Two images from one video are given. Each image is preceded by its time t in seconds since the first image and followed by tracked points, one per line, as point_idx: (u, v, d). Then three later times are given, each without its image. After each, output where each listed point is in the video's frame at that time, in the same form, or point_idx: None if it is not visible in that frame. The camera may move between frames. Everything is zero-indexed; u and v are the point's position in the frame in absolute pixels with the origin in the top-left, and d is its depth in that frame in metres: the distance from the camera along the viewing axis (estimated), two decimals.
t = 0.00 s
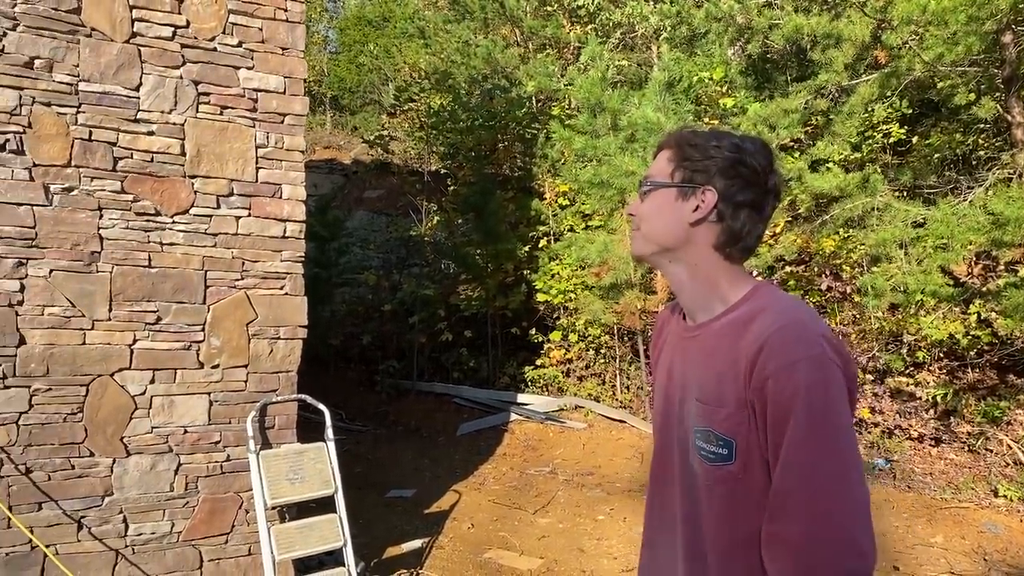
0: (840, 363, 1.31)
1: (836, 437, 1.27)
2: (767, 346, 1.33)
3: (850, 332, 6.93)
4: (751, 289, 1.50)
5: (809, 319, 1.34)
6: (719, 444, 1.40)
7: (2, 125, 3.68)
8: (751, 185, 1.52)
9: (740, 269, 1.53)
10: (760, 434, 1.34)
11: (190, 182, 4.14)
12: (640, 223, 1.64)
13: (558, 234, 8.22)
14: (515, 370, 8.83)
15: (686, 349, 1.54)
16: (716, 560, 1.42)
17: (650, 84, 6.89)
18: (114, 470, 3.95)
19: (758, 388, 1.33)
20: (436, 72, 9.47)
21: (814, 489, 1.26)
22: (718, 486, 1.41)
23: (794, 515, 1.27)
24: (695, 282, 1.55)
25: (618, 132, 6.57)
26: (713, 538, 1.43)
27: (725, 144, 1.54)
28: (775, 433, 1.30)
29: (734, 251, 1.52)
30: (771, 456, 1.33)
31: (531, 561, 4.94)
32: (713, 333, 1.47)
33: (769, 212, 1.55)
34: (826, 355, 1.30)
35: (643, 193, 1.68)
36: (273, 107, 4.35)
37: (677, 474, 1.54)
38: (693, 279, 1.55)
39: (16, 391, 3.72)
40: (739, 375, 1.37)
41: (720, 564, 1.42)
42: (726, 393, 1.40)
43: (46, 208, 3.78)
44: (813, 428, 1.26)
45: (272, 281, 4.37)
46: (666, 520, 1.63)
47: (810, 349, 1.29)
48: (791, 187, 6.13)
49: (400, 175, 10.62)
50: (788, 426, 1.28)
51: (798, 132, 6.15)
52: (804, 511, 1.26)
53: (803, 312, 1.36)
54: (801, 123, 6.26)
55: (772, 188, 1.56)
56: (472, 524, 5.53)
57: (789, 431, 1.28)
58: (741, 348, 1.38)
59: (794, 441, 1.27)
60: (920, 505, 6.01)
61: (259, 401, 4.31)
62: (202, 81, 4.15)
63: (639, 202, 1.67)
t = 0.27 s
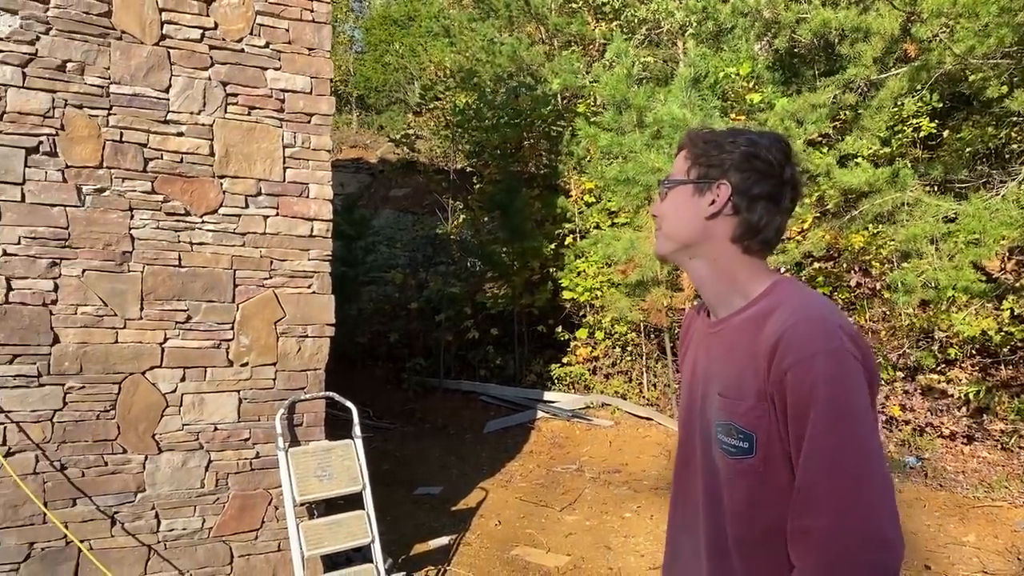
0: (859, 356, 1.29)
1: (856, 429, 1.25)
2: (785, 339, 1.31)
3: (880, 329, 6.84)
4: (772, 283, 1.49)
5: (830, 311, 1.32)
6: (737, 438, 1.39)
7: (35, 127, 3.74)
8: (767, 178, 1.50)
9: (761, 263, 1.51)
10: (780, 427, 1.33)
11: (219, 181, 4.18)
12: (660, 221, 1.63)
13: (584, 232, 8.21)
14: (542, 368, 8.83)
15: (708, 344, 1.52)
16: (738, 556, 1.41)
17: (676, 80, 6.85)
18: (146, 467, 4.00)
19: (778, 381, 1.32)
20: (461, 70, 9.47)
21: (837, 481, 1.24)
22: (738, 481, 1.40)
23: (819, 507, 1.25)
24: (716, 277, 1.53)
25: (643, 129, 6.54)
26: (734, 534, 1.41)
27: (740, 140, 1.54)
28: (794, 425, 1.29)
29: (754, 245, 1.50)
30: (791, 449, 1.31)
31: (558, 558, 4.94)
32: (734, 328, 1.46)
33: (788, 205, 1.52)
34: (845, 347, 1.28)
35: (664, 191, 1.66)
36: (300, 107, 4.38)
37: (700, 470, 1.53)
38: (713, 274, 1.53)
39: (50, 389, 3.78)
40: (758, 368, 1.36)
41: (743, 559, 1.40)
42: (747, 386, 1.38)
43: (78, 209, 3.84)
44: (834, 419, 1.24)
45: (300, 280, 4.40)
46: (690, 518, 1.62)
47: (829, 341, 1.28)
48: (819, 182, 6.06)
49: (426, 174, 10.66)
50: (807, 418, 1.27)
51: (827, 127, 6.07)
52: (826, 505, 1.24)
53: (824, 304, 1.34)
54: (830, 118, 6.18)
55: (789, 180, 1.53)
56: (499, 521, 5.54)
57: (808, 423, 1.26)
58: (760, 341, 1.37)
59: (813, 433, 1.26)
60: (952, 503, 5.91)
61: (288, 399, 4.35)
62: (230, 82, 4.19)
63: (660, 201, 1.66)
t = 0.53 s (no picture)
0: (903, 343, 1.35)
1: (905, 412, 1.30)
2: (828, 328, 1.37)
3: (917, 325, 6.74)
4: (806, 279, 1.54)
5: (866, 300, 1.39)
6: (779, 426, 1.43)
7: (75, 130, 3.81)
8: (787, 175, 1.55)
9: (791, 259, 1.56)
10: (823, 413, 1.38)
11: (254, 182, 4.24)
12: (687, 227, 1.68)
13: (614, 229, 8.19)
14: (573, 365, 8.83)
15: (743, 340, 1.58)
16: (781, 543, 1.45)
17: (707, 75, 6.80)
18: (184, 462, 4.07)
19: (822, 369, 1.37)
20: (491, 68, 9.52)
21: (888, 463, 1.29)
22: (779, 469, 1.44)
23: (871, 489, 1.29)
24: (747, 274, 1.58)
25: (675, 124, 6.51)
26: (776, 521, 1.45)
27: (757, 142, 1.60)
28: (840, 411, 1.34)
29: (783, 241, 1.55)
30: (836, 435, 1.36)
31: (591, 555, 4.94)
32: (771, 322, 1.51)
33: (810, 197, 1.56)
34: (888, 334, 1.34)
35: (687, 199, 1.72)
36: (332, 107, 4.44)
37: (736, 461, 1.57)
38: (745, 272, 1.58)
39: (92, 386, 3.84)
40: (800, 358, 1.41)
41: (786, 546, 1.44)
42: (786, 376, 1.44)
43: (118, 209, 3.91)
44: (883, 403, 1.29)
45: (334, 278, 4.45)
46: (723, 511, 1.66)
47: (873, 328, 1.33)
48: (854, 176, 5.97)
49: (456, 172, 10.72)
50: (855, 403, 1.32)
51: (861, 121, 5.98)
52: (878, 487, 1.29)
53: (862, 295, 1.40)
54: (864, 112, 6.09)
55: (810, 174, 1.58)
56: (532, 517, 5.55)
57: (856, 408, 1.32)
58: (801, 333, 1.42)
59: (862, 416, 1.31)
60: (991, 502, 5.81)
61: (322, 396, 4.40)
62: (264, 84, 4.25)
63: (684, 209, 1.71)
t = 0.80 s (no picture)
0: (962, 338, 1.36)
1: (963, 405, 1.30)
2: (885, 322, 1.38)
3: (977, 323, 6.56)
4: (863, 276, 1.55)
5: (923, 296, 1.39)
6: (834, 419, 1.45)
7: (137, 134, 3.92)
8: (838, 174, 1.54)
9: (848, 257, 1.56)
10: (878, 407, 1.39)
11: (308, 182, 4.32)
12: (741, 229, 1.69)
13: (664, 227, 8.15)
14: (622, 364, 8.81)
15: (797, 337, 1.59)
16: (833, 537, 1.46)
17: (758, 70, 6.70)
18: (241, 458, 4.15)
19: (878, 362, 1.38)
20: (538, 66, 9.56)
21: (945, 456, 1.29)
22: (832, 462, 1.45)
23: (925, 481, 1.30)
24: (802, 272, 1.59)
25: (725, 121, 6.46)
26: (829, 514, 1.47)
27: (807, 143, 1.58)
28: (896, 404, 1.35)
29: (839, 239, 1.55)
30: (891, 428, 1.37)
31: (642, 555, 4.92)
32: (827, 318, 1.52)
33: (864, 194, 1.55)
34: (945, 327, 1.34)
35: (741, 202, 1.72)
36: (384, 108, 4.51)
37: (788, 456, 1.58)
38: (800, 270, 1.59)
39: (153, 382, 3.95)
40: (856, 352, 1.43)
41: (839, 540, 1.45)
42: (841, 370, 1.45)
43: (177, 211, 4.01)
44: (939, 396, 1.30)
45: (386, 277, 4.51)
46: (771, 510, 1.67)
47: (930, 322, 1.34)
48: (910, 171, 5.83)
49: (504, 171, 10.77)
50: (911, 394, 1.32)
51: (918, 115, 5.83)
52: (933, 480, 1.29)
53: (920, 290, 1.41)
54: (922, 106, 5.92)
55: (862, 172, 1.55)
56: (582, 516, 5.55)
57: (912, 400, 1.32)
58: (857, 327, 1.44)
59: (918, 408, 1.32)
60: None
61: (375, 393, 4.46)
62: (318, 86, 4.33)
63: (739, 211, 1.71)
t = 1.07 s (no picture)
0: None
1: None
2: (958, 325, 1.39)
3: None
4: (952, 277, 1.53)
5: (1004, 300, 1.39)
6: (904, 422, 1.47)
7: (216, 139, 4.06)
8: (935, 173, 1.51)
9: (939, 257, 1.54)
10: (948, 411, 1.40)
11: (380, 185, 4.40)
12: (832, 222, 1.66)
13: (732, 226, 8.06)
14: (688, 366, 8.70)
15: (880, 337, 1.60)
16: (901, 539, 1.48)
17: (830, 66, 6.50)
18: (316, 455, 4.26)
19: (949, 366, 1.39)
20: (602, 66, 9.56)
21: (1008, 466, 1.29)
22: (902, 464, 1.48)
23: (984, 490, 1.30)
24: (888, 271, 1.58)
25: (796, 119, 6.37)
26: (896, 515, 1.49)
27: (903, 140, 1.55)
28: (963, 409, 1.36)
29: (929, 239, 1.52)
30: (958, 434, 1.38)
31: (712, 558, 4.86)
32: (907, 319, 1.53)
33: (958, 195, 1.51)
34: None
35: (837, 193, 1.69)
36: (454, 112, 4.57)
37: (863, 455, 1.61)
38: (886, 269, 1.58)
39: (232, 380, 4.07)
40: (929, 356, 1.44)
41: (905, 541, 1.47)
42: (914, 374, 1.46)
43: (255, 214, 4.13)
44: (1006, 404, 1.30)
45: (455, 278, 4.57)
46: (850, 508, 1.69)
47: (1006, 328, 1.34)
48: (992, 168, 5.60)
49: (569, 173, 10.86)
50: (978, 401, 1.33)
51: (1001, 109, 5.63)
52: (994, 488, 1.30)
53: (1002, 294, 1.40)
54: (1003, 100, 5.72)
55: (958, 173, 1.51)
56: (650, 518, 5.51)
57: (978, 406, 1.33)
58: (932, 330, 1.45)
59: (983, 415, 1.32)
60: None
61: (445, 392, 4.52)
62: (389, 90, 4.42)
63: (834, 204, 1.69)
